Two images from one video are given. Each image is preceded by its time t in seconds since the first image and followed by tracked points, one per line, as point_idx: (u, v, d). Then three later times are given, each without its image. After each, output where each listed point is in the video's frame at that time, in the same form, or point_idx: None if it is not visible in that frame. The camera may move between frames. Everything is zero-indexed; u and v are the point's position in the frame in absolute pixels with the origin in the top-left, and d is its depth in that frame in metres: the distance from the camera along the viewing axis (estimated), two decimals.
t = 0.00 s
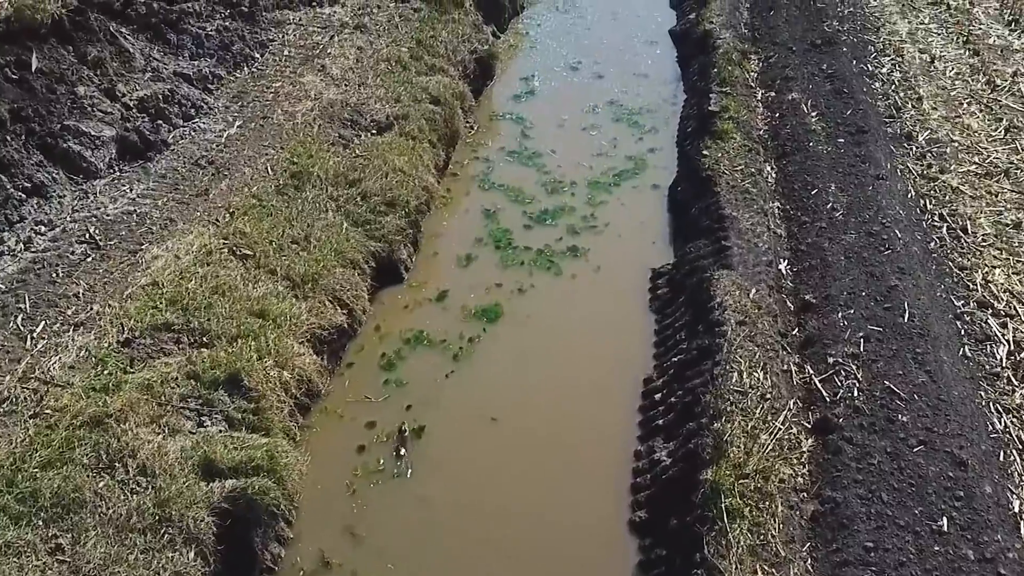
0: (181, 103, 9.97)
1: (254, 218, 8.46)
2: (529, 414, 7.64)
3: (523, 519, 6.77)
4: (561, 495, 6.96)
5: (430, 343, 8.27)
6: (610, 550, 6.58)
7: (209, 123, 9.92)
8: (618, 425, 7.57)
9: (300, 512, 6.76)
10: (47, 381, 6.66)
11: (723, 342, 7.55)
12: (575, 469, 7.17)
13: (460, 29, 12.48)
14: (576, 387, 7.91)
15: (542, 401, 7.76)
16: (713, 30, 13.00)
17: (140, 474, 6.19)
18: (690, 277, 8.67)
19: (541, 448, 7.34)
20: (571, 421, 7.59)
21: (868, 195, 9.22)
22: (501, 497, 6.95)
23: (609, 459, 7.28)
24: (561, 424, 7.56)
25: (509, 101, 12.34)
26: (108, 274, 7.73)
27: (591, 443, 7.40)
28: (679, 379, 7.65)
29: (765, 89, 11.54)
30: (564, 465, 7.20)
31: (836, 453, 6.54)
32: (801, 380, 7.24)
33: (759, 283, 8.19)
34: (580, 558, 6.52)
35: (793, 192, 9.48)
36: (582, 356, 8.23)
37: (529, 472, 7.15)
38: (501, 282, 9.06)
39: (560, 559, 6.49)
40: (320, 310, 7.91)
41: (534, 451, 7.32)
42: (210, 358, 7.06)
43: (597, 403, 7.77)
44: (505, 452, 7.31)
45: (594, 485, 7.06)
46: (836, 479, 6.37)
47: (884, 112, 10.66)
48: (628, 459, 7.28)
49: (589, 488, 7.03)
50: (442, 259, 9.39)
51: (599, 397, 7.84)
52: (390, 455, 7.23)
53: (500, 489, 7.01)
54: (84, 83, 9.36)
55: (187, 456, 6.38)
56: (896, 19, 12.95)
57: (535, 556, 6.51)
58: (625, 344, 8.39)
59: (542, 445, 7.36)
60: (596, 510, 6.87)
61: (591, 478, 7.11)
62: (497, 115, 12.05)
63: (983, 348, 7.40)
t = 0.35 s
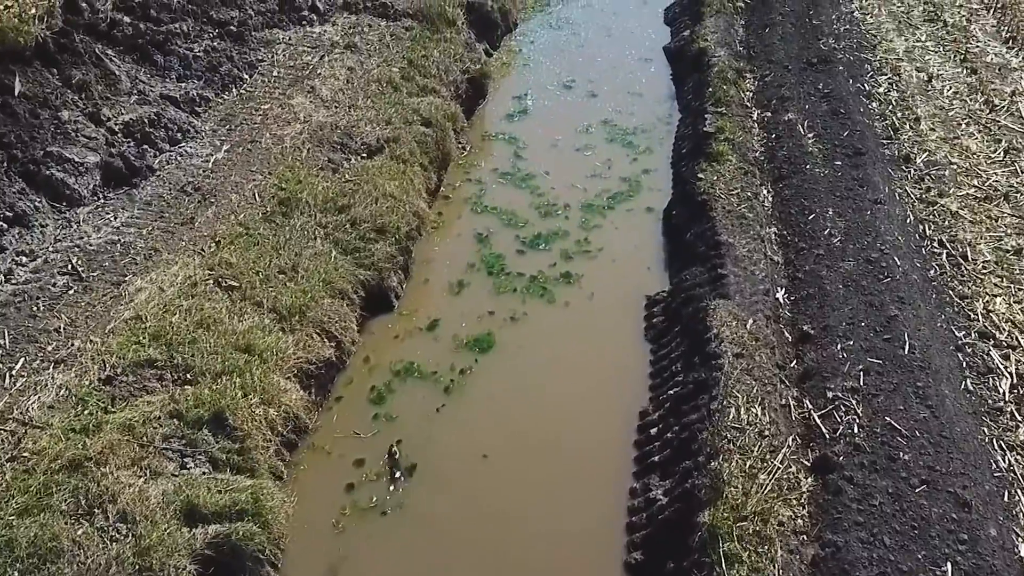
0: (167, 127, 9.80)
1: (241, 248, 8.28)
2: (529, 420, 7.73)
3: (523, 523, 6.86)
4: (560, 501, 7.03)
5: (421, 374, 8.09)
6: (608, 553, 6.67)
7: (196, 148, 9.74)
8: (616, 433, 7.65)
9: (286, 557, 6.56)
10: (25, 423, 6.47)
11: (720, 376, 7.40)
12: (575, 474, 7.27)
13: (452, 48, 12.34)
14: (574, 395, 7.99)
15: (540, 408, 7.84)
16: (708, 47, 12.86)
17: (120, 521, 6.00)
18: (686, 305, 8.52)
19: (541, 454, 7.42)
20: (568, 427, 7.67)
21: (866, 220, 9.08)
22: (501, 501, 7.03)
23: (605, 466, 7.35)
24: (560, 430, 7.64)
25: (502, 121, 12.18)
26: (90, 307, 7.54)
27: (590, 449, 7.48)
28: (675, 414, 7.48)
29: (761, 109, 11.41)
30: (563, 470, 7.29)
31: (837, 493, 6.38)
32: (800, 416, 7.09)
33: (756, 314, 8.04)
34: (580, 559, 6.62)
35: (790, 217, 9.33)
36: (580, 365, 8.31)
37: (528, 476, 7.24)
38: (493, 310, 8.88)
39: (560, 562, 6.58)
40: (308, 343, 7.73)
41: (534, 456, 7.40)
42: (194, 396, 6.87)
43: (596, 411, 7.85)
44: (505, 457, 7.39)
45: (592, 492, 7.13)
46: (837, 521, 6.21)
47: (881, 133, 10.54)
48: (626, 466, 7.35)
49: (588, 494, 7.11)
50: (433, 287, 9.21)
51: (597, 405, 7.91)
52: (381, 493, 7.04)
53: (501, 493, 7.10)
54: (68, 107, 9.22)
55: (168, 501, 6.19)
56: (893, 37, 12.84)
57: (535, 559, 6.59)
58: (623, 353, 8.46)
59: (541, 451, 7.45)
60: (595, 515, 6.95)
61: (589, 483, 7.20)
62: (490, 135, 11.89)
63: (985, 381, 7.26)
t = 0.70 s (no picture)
0: (160, 149, 9.63)
1: (233, 276, 8.11)
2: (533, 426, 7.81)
3: (524, 528, 6.94)
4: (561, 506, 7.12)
5: (417, 406, 7.91)
6: (608, 557, 6.74)
7: (188, 171, 9.58)
8: (620, 440, 7.71)
9: None
10: (8, 463, 6.29)
11: (722, 411, 7.23)
12: (578, 477, 7.37)
13: (450, 66, 12.18)
14: (576, 403, 8.05)
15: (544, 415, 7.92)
16: (709, 65, 12.71)
17: (105, 567, 5.82)
18: (687, 335, 8.36)
19: (544, 459, 7.51)
20: (572, 432, 7.75)
21: (871, 247, 8.92)
22: (503, 506, 7.11)
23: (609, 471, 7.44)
24: (563, 436, 7.71)
25: (501, 140, 12.03)
26: (78, 339, 7.37)
27: (593, 455, 7.55)
28: (676, 450, 7.31)
29: (763, 129, 11.25)
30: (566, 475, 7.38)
31: (844, 536, 6.21)
32: (805, 453, 6.91)
33: (759, 345, 7.87)
34: (582, 560, 6.72)
35: (793, 242, 9.17)
36: (584, 374, 8.37)
37: (531, 481, 7.33)
38: (491, 338, 8.72)
39: (560, 566, 6.66)
40: (301, 376, 7.56)
41: (536, 462, 7.48)
42: (183, 434, 6.70)
43: (599, 418, 7.91)
44: (508, 462, 7.47)
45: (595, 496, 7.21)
46: (844, 566, 6.04)
47: (885, 156, 10.38)
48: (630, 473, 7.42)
49: (590, 500, 7.18)
50: (430, 314, 9.02)
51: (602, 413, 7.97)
52: (377, 531, 6.86)
53: (504, 495, 7.20)
54: (59, 130, 9.09)
55: (155, 546, 6.01)
56: (896, 55, 12.69)
57: (536, 563, 6.67)
58: (626, 362, 8.51)
59: (544, 455, 7.54)
60: (596, 521, 7.02)
61: (590, 488, 7.28)
62: (489, 155, 11.73)
63: (994, 417, 7.08)
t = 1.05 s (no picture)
0: (154, 170, 9.45)
1: (227, 304, 7.93)
2: (530, 435, 7.85)
3: (527, 530, 7.04)
4: (559, 515, 7.16)
5: (416, 438, 7.73)
6: (610, 557, 6.87)
7: (183, 193, 9.39)
8: (622, 446, 7.80)
9: None
10: None
11: (729, 445, 7.05)
12: (580, 479, 7.47)
13: (450, 83, 12.02)
14: (578, 408, 8.13)
15: (542, 425, 7.95)
16: (712, 81, 12.55)
17: None
18: (692, 363, 8.19)
19: (542, 469, 7.55)
20: (569, 444, 7.79)
21: (879, 272, 8.75)
22: (506, 509, 7.20)
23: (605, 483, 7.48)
24: (562, 446, 7.76)
25: (501, 158, 11.85)
26: (68, 371, 7.19)
27: (594, 458, 7.66)
28: (681, 485, 7.11)
29: (768, 148, 11.09)
30: (565, 484, 7.43)
31: None
32: (813, 490, 6.76)
33: (766, 375, 7.70)
34: (584, 560, 6.84)
35: (799, 266, 9.00)
36: (585, 380, 8.44)
37: (530, 490, 7.37)
38: (490, 364, 8.55)
39: (563, 567, 6.77)
40: (296, 409, 7.38)
41: (538, 464, 7.58)
42: (175, 471, 6.53)
43: (600, 422, 8.01)
44: (511, 467, 7.55)
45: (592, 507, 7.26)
46: None
47: (892, 176, 10.21)
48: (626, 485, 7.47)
49: (592, 503, 7.28)
50: (429, 340, 8.83)
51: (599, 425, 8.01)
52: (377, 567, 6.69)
53: (507, 498, 7.30)
54: (51, 151, 8.94)
55: None
56: (902, 70, 12.53)
57: (539, 565, 6.77)
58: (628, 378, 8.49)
59: (543, 465, 7.58)
60: (597, 526, 7.10)
61: (587, 500, 7.31)
62: (489, 173, 11.55)
63: (1007, 452, 6.91)
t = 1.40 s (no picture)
0: (148, 193, 9.27)
1: (221, 333, 7.74)
2: (534, 459, 7.74)
3: (533, 548, 6.99)
4: (568, 542, 7.04)
5: (415, 470, 7.54)
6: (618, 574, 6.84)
7: (178, 216, 9.20)
8: (626, 462, 7.77)
9: None
10: None
11: (735, 482, 6.87)
12: (585, 496, 7.43)
13: (450, 99, 11.84)
14: (582, 425, 8.09)
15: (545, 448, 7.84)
16: (716, 97, 12.37)
17: None
18: (697, 393, 8.00)
19: (548, 494, 7.43)
20: (574, 467, 7.68)
21: (888, 298, 8.56)
22: (511, 528, 7.14)
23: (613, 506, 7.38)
24: (566, 464, 7.70)
25: (501, 176, 11.66)
26: (57, 404, 7.01)
27: (600, 475, 7.63)
28: (687, 522, 6.92)
29: (773, 167, 10.91)
30: (571, 503, 7.37)
31: None
32: (823, 530, 6.60)
33: (773, 407, 7.51)
34: None
35: (807, 291, 8.82)
36: (588, 396, 8.39)
37: (535, 515, 7.25)
38: (491, 393, 8.36)
39: None
40: (291, 443, 7.20)
41: (542, 482, 7.54)
42: (166, 511, 6.35)
43: (604, 437, 7.99)
44: (515, 486, 7.49)
45: (602, 530, 7.17)
46: None
47: (900, 197, 10.03)
48: (633, 507, 7.37)
49: (598, 519, 7.25)
50: (427, 368, 8.63)
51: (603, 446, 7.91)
52: None
53: (513, 516, 7.24)
54: (42, 174, 8.78)
55: None
56: (909, 86, 12.35)
57: None
58: (632, 395, 8.44)
59: (547, 486, 7.50)
60: (604, 543, 7.07)
61: (597, 524, 7.21)
62: (489, 191, 11.36)
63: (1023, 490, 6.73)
